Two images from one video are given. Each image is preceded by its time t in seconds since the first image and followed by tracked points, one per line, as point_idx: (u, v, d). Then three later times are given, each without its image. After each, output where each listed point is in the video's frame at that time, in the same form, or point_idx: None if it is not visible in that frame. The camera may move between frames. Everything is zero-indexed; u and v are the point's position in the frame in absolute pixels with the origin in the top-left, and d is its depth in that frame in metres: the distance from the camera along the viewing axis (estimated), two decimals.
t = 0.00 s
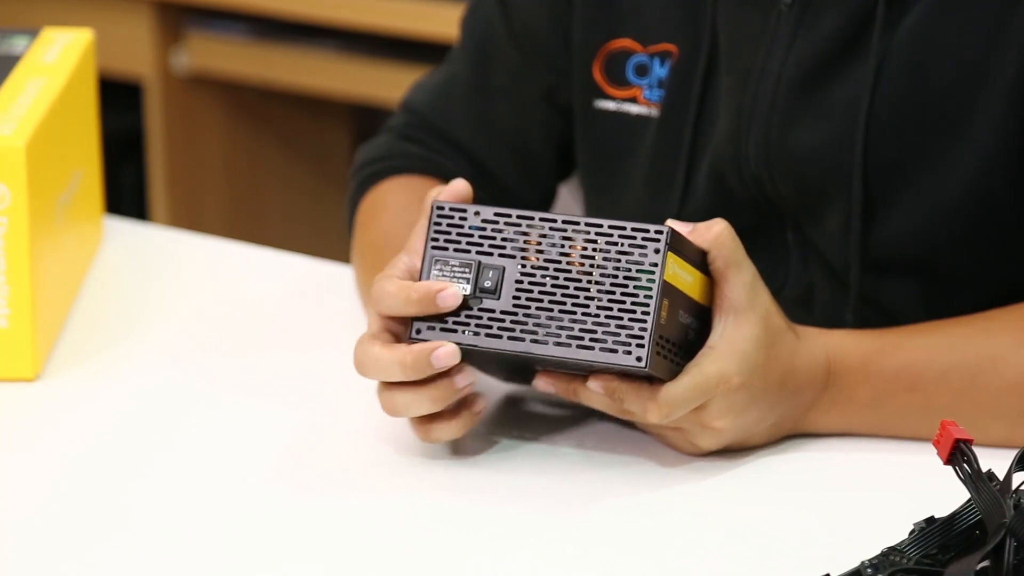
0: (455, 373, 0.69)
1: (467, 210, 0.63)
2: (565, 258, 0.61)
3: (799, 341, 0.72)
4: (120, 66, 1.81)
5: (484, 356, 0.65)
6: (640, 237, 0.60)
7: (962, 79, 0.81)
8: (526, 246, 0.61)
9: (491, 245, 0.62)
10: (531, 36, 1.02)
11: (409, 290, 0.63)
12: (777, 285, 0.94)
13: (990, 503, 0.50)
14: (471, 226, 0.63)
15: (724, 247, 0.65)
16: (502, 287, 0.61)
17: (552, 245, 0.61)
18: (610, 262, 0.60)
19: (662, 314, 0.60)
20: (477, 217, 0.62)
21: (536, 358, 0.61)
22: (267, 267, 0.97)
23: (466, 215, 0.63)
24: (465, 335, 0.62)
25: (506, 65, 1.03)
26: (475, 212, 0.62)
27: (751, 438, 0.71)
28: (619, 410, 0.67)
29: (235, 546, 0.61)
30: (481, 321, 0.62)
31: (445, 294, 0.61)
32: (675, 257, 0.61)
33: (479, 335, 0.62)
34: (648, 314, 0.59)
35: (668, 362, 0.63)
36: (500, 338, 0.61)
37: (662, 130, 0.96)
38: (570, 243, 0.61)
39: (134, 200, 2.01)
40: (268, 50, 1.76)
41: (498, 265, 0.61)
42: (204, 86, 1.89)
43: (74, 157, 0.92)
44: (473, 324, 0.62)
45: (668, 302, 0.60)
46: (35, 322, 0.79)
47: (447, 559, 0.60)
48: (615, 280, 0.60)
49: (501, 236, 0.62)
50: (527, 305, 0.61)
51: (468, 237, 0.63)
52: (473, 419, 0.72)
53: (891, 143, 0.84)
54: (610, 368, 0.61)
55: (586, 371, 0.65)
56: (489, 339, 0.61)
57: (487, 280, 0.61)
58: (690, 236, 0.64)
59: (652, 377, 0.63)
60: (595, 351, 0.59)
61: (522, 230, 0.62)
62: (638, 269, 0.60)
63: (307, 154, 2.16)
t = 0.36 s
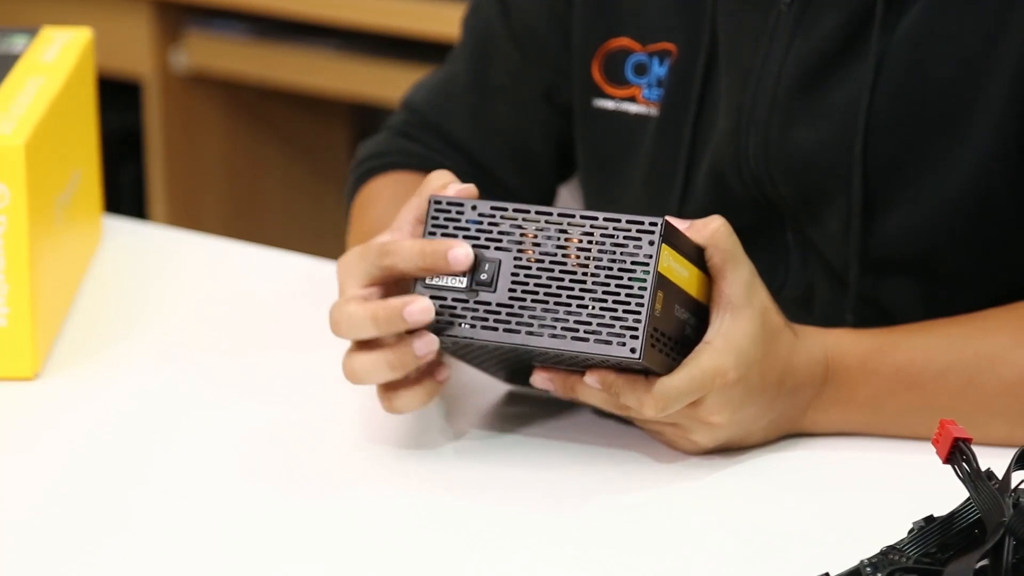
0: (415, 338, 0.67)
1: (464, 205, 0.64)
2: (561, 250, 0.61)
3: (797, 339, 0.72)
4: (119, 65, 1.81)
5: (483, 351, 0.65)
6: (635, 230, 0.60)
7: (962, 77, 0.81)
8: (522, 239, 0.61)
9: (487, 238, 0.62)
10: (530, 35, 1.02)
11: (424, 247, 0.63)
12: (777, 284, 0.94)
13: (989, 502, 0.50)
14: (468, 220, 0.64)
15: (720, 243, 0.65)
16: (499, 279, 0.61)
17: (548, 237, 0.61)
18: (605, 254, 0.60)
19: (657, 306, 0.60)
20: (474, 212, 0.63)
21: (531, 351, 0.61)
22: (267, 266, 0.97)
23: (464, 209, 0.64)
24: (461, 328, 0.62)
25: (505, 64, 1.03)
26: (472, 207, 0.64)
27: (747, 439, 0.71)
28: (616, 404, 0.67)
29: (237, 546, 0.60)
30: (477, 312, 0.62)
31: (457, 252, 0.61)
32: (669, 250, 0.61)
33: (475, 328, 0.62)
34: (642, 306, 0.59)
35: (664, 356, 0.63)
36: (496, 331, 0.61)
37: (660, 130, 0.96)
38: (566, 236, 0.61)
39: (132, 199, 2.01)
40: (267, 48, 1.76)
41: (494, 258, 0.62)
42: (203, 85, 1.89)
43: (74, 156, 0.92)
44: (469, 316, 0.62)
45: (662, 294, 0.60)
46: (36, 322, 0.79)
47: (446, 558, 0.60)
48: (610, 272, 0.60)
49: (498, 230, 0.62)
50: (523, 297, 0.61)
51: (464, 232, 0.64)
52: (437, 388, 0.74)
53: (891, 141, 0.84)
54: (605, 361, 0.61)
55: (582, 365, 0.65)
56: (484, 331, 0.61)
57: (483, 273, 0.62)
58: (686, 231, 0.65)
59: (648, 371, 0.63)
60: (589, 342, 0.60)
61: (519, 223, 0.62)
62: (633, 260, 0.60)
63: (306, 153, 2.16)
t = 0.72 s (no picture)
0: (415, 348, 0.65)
1: (461, 209, 0.64)
2: (560, 253, 0.61)
3: (795, 338, 0.72)
4: (117, 65, 1.81)
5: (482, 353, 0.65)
6: (635, 232, 0.60)
7: (959, 78, 0.81)
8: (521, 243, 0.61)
9: (486, 243, 0.62)
10: (530, 35, 1.02)
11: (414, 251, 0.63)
12: (775, 284, 0.94)
13: (986, 501, 0.50)
14: (465, 223, 0.63)
15: (718, 244, 0.65)
16: (498, 284, 0.61)
17: (547, 241, 0.61)
18: (605, 256, 0.60)
19: (658, 309, 0.60)
20: (472, 215, 0.63)
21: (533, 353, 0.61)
22: (266, 266, 0.97)
23: (461, 213, 0.63)
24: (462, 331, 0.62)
25: (504, 63, 1.03)
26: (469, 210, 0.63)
27: (745, 438, 0.71)
28: (615, 406, 0.68)
29: (235, 545, 0.61)
30: (476, 317, 0.62)
31: (446, 261, 0.61)
32: (669, 253, 0.61)
33: (475, 332, 0.62)
34: (643, 307, 0.59)
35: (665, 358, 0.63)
36: (496, 335, 0.61)
37: (660, 129, 0.96)
38: (565, 239, 0.61)
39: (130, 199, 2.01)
40: (265, 48, 1.76)
41: (494, 263, 0.62)
42: (201, 85, 1.89)
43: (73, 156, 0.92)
44: (469, 320, 0.62)
45: (663, 296, 0.60)
46: (34, 322, 0.79)
47: (446, 557, 0.60)
48: (610, 274, 0.60)
49: (497, 234, 0.62)
50: (523, 301, 0.61)
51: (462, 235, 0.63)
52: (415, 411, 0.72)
53: (888, 141, 0.84)
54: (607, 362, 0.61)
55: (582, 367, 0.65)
56: (485, 336, 0.61)
57: (483, 277, 0.61)
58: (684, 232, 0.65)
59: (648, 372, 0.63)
60: (591, 344, 0.60)
61: (518, 227, 0.62)
62: (633, 262, 0.60)
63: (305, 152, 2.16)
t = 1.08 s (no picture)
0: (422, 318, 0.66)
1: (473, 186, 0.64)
2: (569, 230, 0.61)
3: (798, 336, 0.73)
4: (116, 65, 1.81)
5: (489, 331, 0.66)
6: (645, 210, 0.61)
7: (957, 79, 0.81)
8: (532, 218, 0.62)
9: (496, 219, 0.62)
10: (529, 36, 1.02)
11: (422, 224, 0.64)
12: (775, 285, 0.95)
13: (985, 502, 0.51)
14: (476, 200, 0.64)
15: (726, 235, 0.67)
16: (507, 258, 0.62)
17: (557, 217, 0.61)
18: (614, 233, 0.60)
19: (665, 284, 0.60)
20: (483, 192, 0.63)
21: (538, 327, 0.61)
22: (266, 266, 0.97)
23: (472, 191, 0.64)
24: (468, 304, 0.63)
25: (504, 64, 1.03)
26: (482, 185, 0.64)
27: (744, 436, 0.71)
28: (618, 387, 0.68)
29: (234, 545, 0.61)
30: (484, 290, 0.62)
31: (451, 236, 0.62)
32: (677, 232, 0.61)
33: (482, 305, 0.62)
34: (650, 282, 0.59)
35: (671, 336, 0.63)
36: (503, 307, 0.61)
37: (657, 133, 0.96)
38: (575, 217, 0.61)
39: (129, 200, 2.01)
40: (265, 48, 1.76)
41: (504, 236, 0.62)
42: (200, 85, 1.89)
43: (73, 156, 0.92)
44: (477, 293, 0.62)
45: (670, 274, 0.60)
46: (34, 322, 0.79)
47: (446, 557, 0.60)
48: (619, 250, 0.60)
49: (507, 210, 0.62)
50: (531, 274, 0.61)
51: (473, 212, 0.63)
52: (429, 373, 0.75)
53: (887, 143, 0.84)
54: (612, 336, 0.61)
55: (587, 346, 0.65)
56: (491, 308, 0.62)
57: (492, 251, 0.62)
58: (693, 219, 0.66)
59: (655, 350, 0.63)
60: (597, 318, 0.60)
61: (528, 203, 0.62)
62: (642, 238, 0.60)
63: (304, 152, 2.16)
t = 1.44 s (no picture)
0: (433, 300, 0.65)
1: (483, 169, 0.65)
2: (578, 213, 0.62)
3: (796, 339, 0.73)
4: (114, 65, 1.81)
5: (494, 315, 0.66)
6: (654, 192, 0.62)
7: (949, 89, 0.81)
8: (541, 201, 0.63)
9: (505, 201, 0.63)
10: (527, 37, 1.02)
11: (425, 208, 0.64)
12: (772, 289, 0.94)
13: (984, 503, 0.51)
14: (485, 183, 0.65)
15: (731, 230, 0.70)
16: (515, 239, 0.62)
17: (567, 200, 0.63)
18: (623, 215, 0.62)
19: (672, 267, 0.61)
20: (493, 175, 0.65)
21: (546, 308, 0.62)
22: (264, 265, 0.97)
23: (482, 174, 0.65)
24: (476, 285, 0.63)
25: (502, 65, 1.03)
26: (491, 169, 0.65)
27: (743, 434, 0.71)
28: (623, 374, 0.69)
29: (232, 546, 0.61)
30: (492, 270, 0.63)
31: (464, 221, 0.62)
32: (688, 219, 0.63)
33: (491, 285, 0.63)
34: (658, 263, 0.60)
35: (676, 321, 0.64)
36: (511, 287, 0.62)
37: (648, 147, 0.95)
38: (584, 200, 0.62)
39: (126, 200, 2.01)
40: (263, 49, 1.76)
41: (513, 218, 0.63)
42: (197, 86, 1.89)
43: (71, 156, 0.92)
44: (485, 273, 0.63)
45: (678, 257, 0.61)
46: (32, 322, 0.79)
47: (445, 558, 0.60)
48: (628, 232, 0.61)
49: (517, 193, 0.64)
50: (540, 254, 0.62)
51: (482, 194, 0.65)
52: (441, 360, 0.75)
53: (881, 153, 0.84)
54: (619, 317, 0.61)
55: (591, 330, 0.66)
56: (499, 288, 0.62)
57: (500, 231, 0.62)
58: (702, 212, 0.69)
59: (660, 334, 0.64)
60: (604, 298, 0.61)
61: (538, 186, 0.63)
62: (652, 220, 0.61)
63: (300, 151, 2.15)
